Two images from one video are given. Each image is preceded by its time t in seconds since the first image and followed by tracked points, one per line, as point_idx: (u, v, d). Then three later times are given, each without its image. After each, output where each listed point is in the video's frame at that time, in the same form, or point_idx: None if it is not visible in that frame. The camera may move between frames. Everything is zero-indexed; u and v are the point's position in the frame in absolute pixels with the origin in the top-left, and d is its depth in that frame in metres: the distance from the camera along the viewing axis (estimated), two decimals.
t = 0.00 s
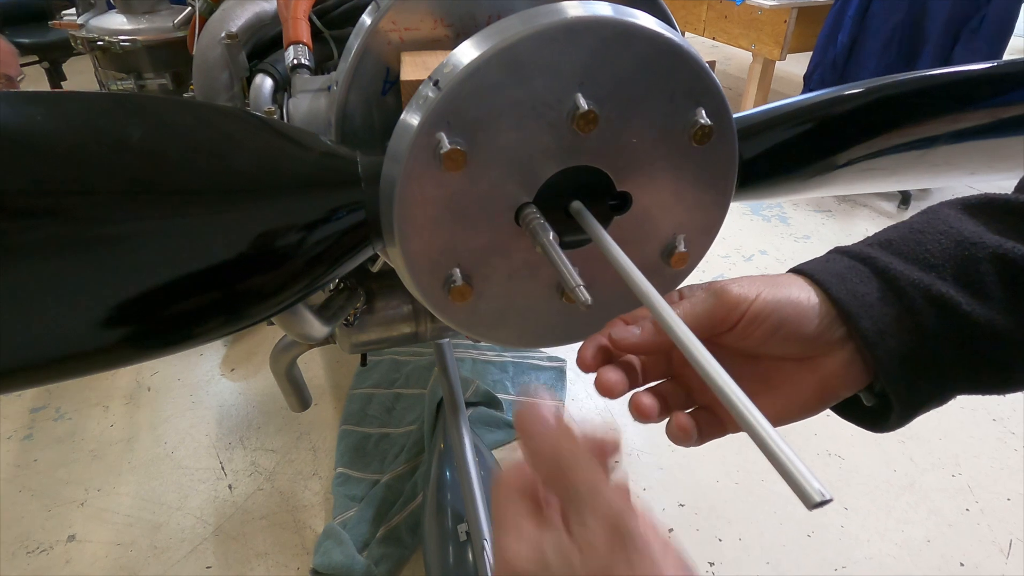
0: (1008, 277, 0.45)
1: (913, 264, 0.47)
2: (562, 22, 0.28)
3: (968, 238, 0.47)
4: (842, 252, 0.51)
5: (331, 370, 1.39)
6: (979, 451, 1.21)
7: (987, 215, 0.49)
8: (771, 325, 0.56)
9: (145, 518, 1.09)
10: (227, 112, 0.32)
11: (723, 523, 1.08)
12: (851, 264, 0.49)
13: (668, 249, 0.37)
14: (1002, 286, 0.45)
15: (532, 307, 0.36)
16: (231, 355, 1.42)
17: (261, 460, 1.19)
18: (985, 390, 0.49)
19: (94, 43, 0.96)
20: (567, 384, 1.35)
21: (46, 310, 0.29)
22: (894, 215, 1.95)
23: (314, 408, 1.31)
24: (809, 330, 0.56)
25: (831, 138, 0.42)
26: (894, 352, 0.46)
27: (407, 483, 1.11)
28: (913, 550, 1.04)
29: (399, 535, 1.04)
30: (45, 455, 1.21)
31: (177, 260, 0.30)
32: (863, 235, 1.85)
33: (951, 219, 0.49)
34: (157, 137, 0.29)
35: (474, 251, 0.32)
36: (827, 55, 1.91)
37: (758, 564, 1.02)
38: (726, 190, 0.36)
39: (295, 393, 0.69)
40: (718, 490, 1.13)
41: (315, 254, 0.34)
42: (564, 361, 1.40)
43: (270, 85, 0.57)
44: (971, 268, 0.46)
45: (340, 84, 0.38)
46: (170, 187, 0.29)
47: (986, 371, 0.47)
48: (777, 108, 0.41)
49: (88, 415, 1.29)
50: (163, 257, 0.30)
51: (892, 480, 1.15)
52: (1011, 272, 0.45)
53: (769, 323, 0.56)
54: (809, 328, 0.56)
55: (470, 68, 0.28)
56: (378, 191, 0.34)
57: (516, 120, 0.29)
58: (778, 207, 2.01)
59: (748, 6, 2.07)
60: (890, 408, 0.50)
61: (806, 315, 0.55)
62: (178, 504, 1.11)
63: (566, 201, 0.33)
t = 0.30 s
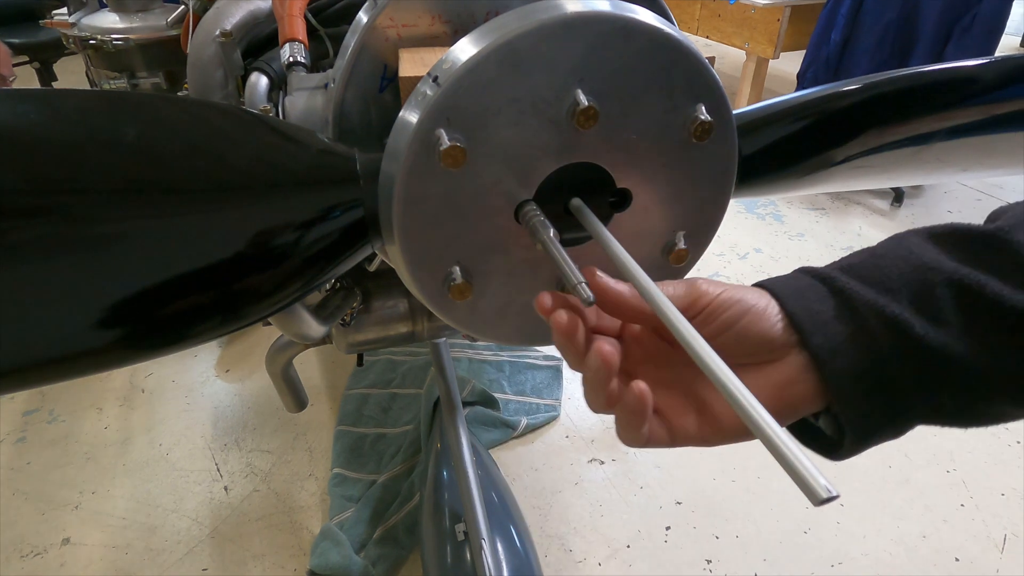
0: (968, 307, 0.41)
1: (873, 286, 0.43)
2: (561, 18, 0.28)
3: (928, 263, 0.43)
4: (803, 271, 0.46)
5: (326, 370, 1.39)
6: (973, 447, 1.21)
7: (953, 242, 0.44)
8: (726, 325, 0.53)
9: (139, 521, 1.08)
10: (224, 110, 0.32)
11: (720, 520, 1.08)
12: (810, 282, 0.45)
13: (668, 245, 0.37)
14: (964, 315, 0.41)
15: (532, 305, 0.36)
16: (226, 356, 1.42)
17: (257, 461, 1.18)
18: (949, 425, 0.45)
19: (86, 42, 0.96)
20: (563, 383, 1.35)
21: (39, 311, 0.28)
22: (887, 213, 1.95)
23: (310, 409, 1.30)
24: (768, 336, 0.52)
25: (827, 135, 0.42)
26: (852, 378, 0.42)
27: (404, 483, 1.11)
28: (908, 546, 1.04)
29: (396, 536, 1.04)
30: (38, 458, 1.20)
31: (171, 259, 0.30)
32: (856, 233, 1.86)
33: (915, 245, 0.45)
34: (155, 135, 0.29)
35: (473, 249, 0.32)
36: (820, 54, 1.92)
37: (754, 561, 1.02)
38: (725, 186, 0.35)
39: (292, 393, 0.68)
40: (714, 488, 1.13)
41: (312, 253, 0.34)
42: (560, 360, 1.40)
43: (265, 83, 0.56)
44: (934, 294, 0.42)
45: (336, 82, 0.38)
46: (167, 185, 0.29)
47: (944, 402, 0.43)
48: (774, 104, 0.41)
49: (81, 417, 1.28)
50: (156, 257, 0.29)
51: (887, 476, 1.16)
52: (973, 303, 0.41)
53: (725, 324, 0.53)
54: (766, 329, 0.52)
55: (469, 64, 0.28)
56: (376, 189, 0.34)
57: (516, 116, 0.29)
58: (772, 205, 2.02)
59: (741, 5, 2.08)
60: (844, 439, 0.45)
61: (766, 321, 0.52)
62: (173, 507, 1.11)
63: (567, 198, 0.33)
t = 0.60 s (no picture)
0: (935, 353, 0.42)
1: (841, 322, 0.43)
2: (554, 19, 0.28)
3: (898, 305, 0.43)
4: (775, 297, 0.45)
5: (322, 371, 1.39)
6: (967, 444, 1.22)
7: (932, 286, 0.46)
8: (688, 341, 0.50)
9: (135, 524, 1.08)
10: (219, 111, 0.32)
11: (716, 519, 1.09)
12: (779, 310, 0.44)
13: (662, 245, 0.37)
14: (932, 357, 0.42)
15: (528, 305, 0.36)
16: (221, 358, 1.41)
17: (253, 463, 1.18)
18: (910, 470, 0.45)
19: (79, 43, 0.95)
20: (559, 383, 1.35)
21: (35, 313, 0.28)
22: (881, 212, 1.96)
23: (306, 410, 1.30)
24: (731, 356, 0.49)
25: (820, 134, 0.42)
26: (819, 407, 0.41)
27: (401, 484, 1.11)
28: (903, 543, 1.05)
29: (393, 537, 1.03)
30: (33, 462, 1.20)
31: (166, 261, 0.30)
32: (850, 232, 1.87)
33: (891, 284, 0.45)
34: (151, 137, 0.29)
35: (469, 249, 0.32)
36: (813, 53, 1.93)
37: (751, 559, 1.03)
38: (718, 186, 0.36)
39: (287, 394, 0.68)
40: (710, 486, 1.14)
41: (307, 254, 0.34)
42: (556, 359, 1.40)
43: (259, 85, 0.56)
44: (903, 338, 0.42)
45: (331, 83, 0.38)
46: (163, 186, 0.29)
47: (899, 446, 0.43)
48: (766, 104, 0.42)
49: (76, 421, 1.28)
50: (151, 258, 0.29)
51: (882, 474, 1.16)
52: (944, 350, 0.41)
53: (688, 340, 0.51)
54: (731, 348, 0.50)
55: (464, 66, 0.28)
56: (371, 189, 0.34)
57: (510, 117, 0.29)
58: (766, 204, 2.03)
59: (735, 5, 2.08)
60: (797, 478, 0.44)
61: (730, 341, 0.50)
62: (169, 509, 1.10)
63: (561, 198, 0.33)
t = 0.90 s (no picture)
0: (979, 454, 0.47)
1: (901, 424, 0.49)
2: (546, 23, 0.28)
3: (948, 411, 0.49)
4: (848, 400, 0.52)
5: (318, 373, 1.39)
6: (961, 442, 1.23)
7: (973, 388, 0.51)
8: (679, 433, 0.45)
9: (131, 526, 1.08)
10: (214, 115, 0.32)
11: (712, 518, 1.09)
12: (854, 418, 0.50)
13: (655, 245, 0.37)
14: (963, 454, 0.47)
15: (523, 306, 0.36)
16: (217, 360, 1.41)
17: (249, 465, 1.18)
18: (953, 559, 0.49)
19: (75, 46, 0.96)
20: (555, 383, 1.36)
21: (33, 314, 0.28)
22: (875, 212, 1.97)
23: (302, 412, 1.30)
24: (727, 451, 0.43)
25: (810, 135, 0.42)
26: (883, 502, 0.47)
27: (398, 486, 1.11)
28: (898, 541, 1.06)
29: (390, 538, 1.04)
30: (28, 465, 1.20)
31: (162, 262, 0.30)
32: (845, 232, 1.88)
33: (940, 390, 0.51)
34: (146, 140, 0.29)
35: (462, 250, 0.32)
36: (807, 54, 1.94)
37: (747, 558, 1.03)
38: (710, 187, 0.36)
39: (284, 396, 0.68)
40: (706, 486, 1.14)
41: (302, 255, 0.34)
42: (552, 360, 1.41)
43: (255, 88, 0.57)
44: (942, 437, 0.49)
45: (327, 86, 0.38)
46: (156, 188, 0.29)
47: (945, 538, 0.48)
48: (757, 107, 0.43)
49: (72, 424, 1.27)
50: (147, 259, 0.30)
51: (877, 472, 1.17)
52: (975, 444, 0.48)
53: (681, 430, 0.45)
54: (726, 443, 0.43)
55: (457, 69, 0.28)
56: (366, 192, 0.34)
57: (504, 119, 0.29)
58: (761, 204, 2.03)
59: (729, 7, 2.09)
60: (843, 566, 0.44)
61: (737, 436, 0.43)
62: (166, 512, 1.10)
63: (555, 200, 0.34)
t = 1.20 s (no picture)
0: None
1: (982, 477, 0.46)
2: (545, 30, 0.29)
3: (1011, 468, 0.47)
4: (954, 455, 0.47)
5: (318, 375, 1.39)
6: (957, 442, 1.24)
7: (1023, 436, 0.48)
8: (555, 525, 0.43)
9: (131, 528, 1.08)
10: (221, 121, 0.33)
11: (710, 518, 1.09)
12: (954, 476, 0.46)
13: (652, 247, 0.38)
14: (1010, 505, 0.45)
15: (523, 308, 0.36)
16: (217, 362, 1.42)
17: (249, 467, 1.19)
18: None
19: (78, 51, 0.96)
20: (553, 385, 1.36)
21: (36, 318, 0.29)
22: (873, 214, 1.98)
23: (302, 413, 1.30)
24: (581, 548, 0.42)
25: (804, 141, 0.43)
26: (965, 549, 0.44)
27: (397, 486, 1.11)
28: (895, 540, 1.06)
29: (390, 539, 1.04)
30: (28, 467, 1.20)
31: (169, 265, 0.31)
32: (841, 233, 1.89)
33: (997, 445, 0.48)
34: (155, 146, 0.30)
35: (463, 252, 0.33)
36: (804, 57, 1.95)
37: (745, 558, 1.04)
38: (706, 191, 0.37)
39: (285, 398, 0.69)
40: (705, 485, 1.15)
41: (304, 259, 0.34)
42: (551, 361, 1.41)
43: (258, 92, 0.57)
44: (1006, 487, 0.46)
45: (330, 92, 0.39)
46: (161, 192, 0.30)
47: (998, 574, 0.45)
48: (752, 111, 0.43)
49: (71, 426, 1.28)
50: (149, 263, 0.30)
51: (874, 472, 1.17)
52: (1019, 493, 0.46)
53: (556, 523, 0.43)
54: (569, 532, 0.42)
55: (459, 76, 0.29)
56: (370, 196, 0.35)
57: (504, 123, 0.30)
58: (759, 206, 2.05)
59: (727, 9, 2.10)
60: None
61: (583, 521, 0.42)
62: (166, 513, 1.11)
63: (553, 203, 0.34)
